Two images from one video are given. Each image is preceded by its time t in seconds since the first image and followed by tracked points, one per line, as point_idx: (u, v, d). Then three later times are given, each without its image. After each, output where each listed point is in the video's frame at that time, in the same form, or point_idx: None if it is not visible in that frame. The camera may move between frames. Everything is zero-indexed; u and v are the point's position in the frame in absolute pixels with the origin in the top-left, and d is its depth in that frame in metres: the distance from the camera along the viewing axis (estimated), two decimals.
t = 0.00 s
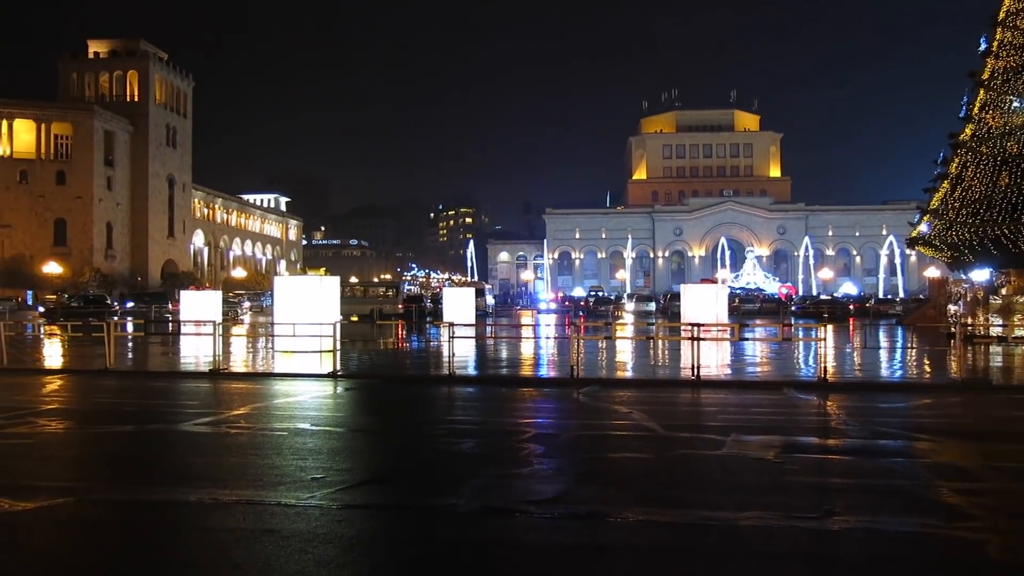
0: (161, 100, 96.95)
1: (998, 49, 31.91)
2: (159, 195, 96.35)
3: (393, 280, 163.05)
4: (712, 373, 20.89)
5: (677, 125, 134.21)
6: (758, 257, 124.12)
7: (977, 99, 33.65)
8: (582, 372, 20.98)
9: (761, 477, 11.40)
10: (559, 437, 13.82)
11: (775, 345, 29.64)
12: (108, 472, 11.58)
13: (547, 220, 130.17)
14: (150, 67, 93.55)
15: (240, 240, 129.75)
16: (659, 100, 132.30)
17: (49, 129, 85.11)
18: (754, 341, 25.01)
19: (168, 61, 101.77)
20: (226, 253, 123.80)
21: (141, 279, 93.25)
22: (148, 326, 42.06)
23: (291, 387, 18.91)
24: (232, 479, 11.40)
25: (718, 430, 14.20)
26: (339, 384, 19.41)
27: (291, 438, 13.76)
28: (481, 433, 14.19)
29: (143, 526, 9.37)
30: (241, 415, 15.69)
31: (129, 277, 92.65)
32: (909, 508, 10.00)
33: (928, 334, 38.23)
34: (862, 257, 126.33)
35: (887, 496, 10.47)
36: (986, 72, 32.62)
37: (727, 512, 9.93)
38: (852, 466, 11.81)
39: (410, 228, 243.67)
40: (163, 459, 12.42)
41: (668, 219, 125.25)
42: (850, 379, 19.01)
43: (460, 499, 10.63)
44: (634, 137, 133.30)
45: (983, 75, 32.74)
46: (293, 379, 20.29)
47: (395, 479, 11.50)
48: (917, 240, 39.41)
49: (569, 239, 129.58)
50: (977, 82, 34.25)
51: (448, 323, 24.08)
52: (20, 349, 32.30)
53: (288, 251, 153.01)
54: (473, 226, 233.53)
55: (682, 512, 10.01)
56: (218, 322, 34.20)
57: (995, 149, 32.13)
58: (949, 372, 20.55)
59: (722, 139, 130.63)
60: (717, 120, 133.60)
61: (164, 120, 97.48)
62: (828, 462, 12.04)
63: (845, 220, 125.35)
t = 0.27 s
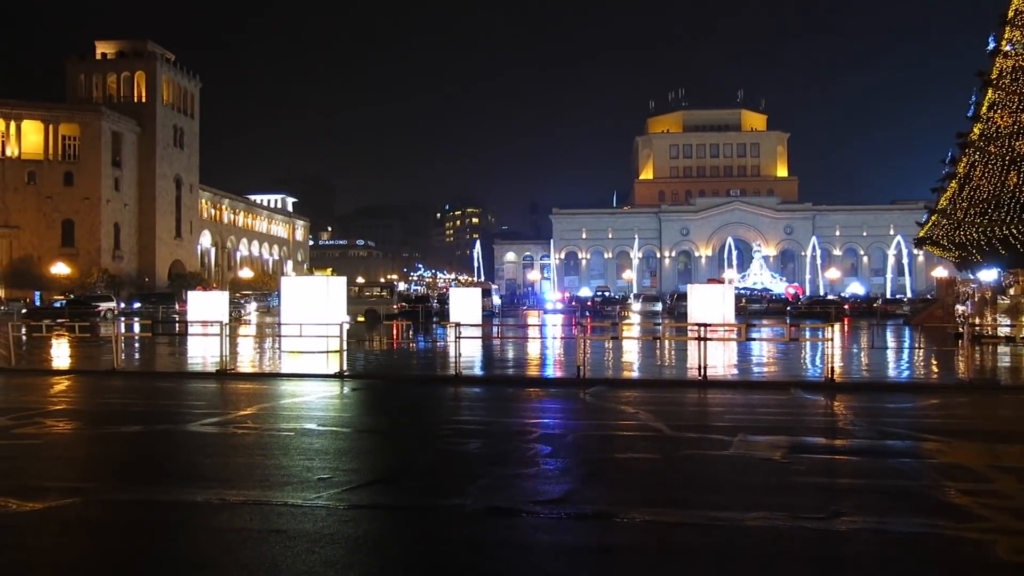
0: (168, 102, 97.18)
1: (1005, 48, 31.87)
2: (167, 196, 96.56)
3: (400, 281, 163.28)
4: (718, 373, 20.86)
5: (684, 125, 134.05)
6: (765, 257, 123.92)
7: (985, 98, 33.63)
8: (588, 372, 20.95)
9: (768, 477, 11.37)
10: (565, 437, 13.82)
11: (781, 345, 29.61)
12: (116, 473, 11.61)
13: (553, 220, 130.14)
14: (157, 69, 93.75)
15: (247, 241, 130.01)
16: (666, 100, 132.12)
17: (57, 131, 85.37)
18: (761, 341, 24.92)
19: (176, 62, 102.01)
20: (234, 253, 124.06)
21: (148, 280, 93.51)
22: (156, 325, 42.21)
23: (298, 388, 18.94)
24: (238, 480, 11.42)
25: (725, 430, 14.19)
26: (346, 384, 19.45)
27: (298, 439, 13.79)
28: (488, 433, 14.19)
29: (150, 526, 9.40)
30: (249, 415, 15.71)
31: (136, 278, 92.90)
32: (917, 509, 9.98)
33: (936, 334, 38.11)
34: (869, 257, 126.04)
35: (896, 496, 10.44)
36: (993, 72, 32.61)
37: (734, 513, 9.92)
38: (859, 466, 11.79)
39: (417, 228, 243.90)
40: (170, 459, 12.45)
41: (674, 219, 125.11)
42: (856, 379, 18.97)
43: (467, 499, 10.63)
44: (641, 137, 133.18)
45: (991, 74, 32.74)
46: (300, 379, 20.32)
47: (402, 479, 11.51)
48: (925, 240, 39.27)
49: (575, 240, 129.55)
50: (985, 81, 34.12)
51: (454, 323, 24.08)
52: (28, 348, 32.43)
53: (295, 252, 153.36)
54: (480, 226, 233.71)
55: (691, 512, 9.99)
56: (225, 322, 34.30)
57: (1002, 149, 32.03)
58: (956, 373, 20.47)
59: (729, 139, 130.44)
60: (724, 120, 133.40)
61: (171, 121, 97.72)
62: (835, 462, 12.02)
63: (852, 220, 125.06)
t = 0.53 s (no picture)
0: (166, 100, 97.06)
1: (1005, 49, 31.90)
2: (165, 195, 96.48)
3: (397, 280, 163.33)
4: (717, 373, 20.89)
5: (682, 125, 134.15)
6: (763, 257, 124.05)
7: (984, 99, 33.68)
8: (586, 372, 20.96)
9: (766, 477, 11.38)
10: (563, 437, 13.82)
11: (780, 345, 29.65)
12: (113, 473, 11.59)
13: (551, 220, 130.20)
14: (155, 67, 93.63)
15: (245, 240, 129.92)
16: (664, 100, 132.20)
17: (55, 130, 85.25)
18: (759, 341, 24.97)
19: (174, 61, 101.91)
20: (231, 253, 123.97)
21: (146, 279, 93.48)
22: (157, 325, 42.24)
23: (296, 387, 18.92)
24: (236, 479, 11.40)
25: (723, 430, 14.20)
26: (344, 383, 19.44)
27: (296, 438, 13.78)
28: (487, 433, 14.16)
29: (147, 525, 9.39)
30: (246, 415, 15.70)
31: (135, 277, 92.85)
32: (914, 509, 9.98)
33: (933, 334, 38.21)
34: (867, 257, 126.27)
35: (893, 496, 10.45)
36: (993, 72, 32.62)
37: (732, 513, 9.92)
38: (857, 467, 11.79)
39: (416, 227, 243.97)
40: (168, 459, 12.44)
41: (672, 219, 125.18)
42: (855, 379, 18.98)
43: (464, 499, 10.62)
44: (639, 136, 133.27)
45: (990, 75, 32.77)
46: (298, 378, 20.31)
47: (400, 479, 11.50)
48: (922, 240, 39.34)
49: (573, 239, 129.62)
50: (983, 82, 34.20)
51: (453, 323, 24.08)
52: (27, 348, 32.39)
53: (293, 251, 153.28)
54: (478, 226, 233.79)
55: (689, 512, 9.99)
56: (225, 321, 34.32)
57: (1000, 150, 32.13)
58: (954, 373, 20.50)
59: (727, 139, 130.55)
60: (722, 120, 133.49)
61: (170, 120, 97.62)
62: (833, 462, 12.03)
63: (849, 220, 125.25)
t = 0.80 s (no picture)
0: (155, 98, 96.64)
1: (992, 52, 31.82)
2: (154, 193, 96.08)
3: (387, 279, 163.17)
4: (706, 372, 20.94)
5: (673, 125, 134.43)
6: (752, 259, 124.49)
7: (972, 101, 33.73)
8: (576, 371, 20.98)
9: (754, 477, 11.41)
10: (553, 437, 13.81)
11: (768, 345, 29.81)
12: (100, 471, 11.55)
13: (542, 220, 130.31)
14: (144, 64, 93.21)
15: (234, 238, 129.48)
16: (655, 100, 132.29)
17: (43, 126, 84.75)
18: (747, 341, 25.05)
19: (163, 58, 101.43)
20: (221, 251, 123.60)
21: (134, 277, 93.13)
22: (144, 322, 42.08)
23: (285, 386, 18.86)
24: (224, 479, 11.36)
25: (711, 430, 14.24)
26: (333, 382, 19.44)
27: (284, 437, 13.74)
28: (476, 433, 14.15)
29: (134, 524, 9.34)
30: (234, 414, 15.64)
31: (123, 275, 92.50)
32: (902, 509, 9.99)
33: (922, 335, 38.48)
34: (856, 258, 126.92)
35: (881, 497, 10.50)
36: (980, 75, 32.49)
37: (721, 513, 9.94)
38: (846, 466, 11.83)
39: (406, 226, 243.70)
40: (156, 458, 12.39)
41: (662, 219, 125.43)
42: (843, 379, 19.09)
43: (454, 498, 10.60)
44: (630, 137, 133.39)
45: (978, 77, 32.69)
46: (288, 376, 20.28)
47: (389, 478, 11.47)
48: (910, 242, 39.52)
49: (564, 239, 129.76)
50: (971, 83, 34.39)
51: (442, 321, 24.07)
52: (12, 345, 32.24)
53: (282, 249, 152.88)
54: (469, 225, 233.95)
55: (677, 512, 10.01)
56: (213, 318, 34.21)
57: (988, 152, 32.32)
58: (940, 373, 20.65)
59: (717, 140, 130.87)
60: (713, 121, 133.81)
61: (159, 117, 97.20)
62: (821, 462, 12.07)
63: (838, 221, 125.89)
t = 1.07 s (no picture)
0: (145, 93, 96.14)
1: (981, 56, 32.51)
2: (142, 189, 95.61)
3: (377, 277, 162.98)
4: (695, 372, 21.00)
5: (663, 126, 134.68)
6: (742, 259, 124.84)
7: (961, 104, 34.11)
8: (565, 369, 20.99)
9: (742, 477, 11.44)
10: (542, 437, 13.81)
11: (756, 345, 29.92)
12: (87, 469, 11.47)
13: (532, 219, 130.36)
14: (133, 59, 92.73)
15: (223, 235, 128.99)
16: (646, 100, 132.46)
17: (30, 121, 84.13)
18: (736, 341, 25.09)
19: (153, 53, 100.88)
20: (209, 248, 123.18)
21: (122, 273, 92.78)
22: (133, 319, 41.84)
23: (273, 384, 18.77)
24: (211, 476, 11.31)
25: (700, 430, 14.28)
26: (322, 380, 19.38)
27: (273, 435, 13.69)
28: (465, 432, 14.14)
29: (120, 522, 9.28)
30: (222, 411, 15.59)
31: (111, 271, 92.12)
32: (888, 510, 10.05)
33: (909, 337, 38.67)
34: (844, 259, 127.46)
35: (868, 497, 10.54)
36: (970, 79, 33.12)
37: (709, 512, 9.97)
38: (833, 467, 11.89)
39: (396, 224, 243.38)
40: (143, 455, 12.32)
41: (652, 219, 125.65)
42: (831, 379, 19.19)
43: (443, 498, 10.58)
44: (620, 137, 133.54)
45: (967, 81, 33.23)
46: (276, 374, 20.23)
47: (378, 477, 11.45)
48: (898, 244, 39.71)
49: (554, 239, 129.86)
50: (959, 87, 34.73)
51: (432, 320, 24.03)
52: None
53: (272, 246, 152.48)
54: (459, 224, 233.79)
55: (665, 511, 10.04)
56: (202, 315, 34.12)
57: (977, 155, 32.55)
58: (927, 374, 20.79)
59: (707, 141, 131.19)
60: (703, 122, 134.13)
61: (148, 112, 96.70)
62: (808, 462, 12.13)
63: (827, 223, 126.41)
